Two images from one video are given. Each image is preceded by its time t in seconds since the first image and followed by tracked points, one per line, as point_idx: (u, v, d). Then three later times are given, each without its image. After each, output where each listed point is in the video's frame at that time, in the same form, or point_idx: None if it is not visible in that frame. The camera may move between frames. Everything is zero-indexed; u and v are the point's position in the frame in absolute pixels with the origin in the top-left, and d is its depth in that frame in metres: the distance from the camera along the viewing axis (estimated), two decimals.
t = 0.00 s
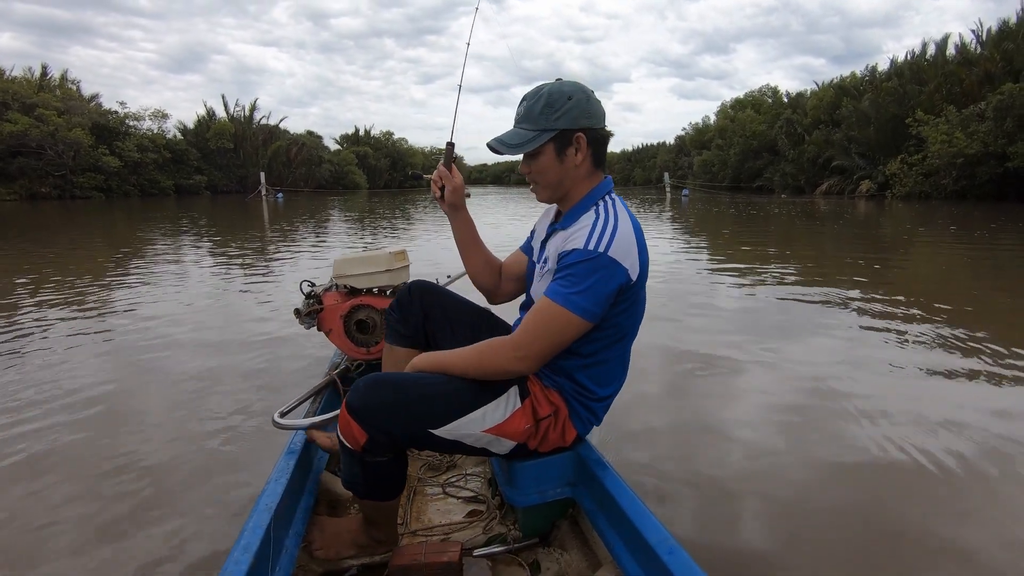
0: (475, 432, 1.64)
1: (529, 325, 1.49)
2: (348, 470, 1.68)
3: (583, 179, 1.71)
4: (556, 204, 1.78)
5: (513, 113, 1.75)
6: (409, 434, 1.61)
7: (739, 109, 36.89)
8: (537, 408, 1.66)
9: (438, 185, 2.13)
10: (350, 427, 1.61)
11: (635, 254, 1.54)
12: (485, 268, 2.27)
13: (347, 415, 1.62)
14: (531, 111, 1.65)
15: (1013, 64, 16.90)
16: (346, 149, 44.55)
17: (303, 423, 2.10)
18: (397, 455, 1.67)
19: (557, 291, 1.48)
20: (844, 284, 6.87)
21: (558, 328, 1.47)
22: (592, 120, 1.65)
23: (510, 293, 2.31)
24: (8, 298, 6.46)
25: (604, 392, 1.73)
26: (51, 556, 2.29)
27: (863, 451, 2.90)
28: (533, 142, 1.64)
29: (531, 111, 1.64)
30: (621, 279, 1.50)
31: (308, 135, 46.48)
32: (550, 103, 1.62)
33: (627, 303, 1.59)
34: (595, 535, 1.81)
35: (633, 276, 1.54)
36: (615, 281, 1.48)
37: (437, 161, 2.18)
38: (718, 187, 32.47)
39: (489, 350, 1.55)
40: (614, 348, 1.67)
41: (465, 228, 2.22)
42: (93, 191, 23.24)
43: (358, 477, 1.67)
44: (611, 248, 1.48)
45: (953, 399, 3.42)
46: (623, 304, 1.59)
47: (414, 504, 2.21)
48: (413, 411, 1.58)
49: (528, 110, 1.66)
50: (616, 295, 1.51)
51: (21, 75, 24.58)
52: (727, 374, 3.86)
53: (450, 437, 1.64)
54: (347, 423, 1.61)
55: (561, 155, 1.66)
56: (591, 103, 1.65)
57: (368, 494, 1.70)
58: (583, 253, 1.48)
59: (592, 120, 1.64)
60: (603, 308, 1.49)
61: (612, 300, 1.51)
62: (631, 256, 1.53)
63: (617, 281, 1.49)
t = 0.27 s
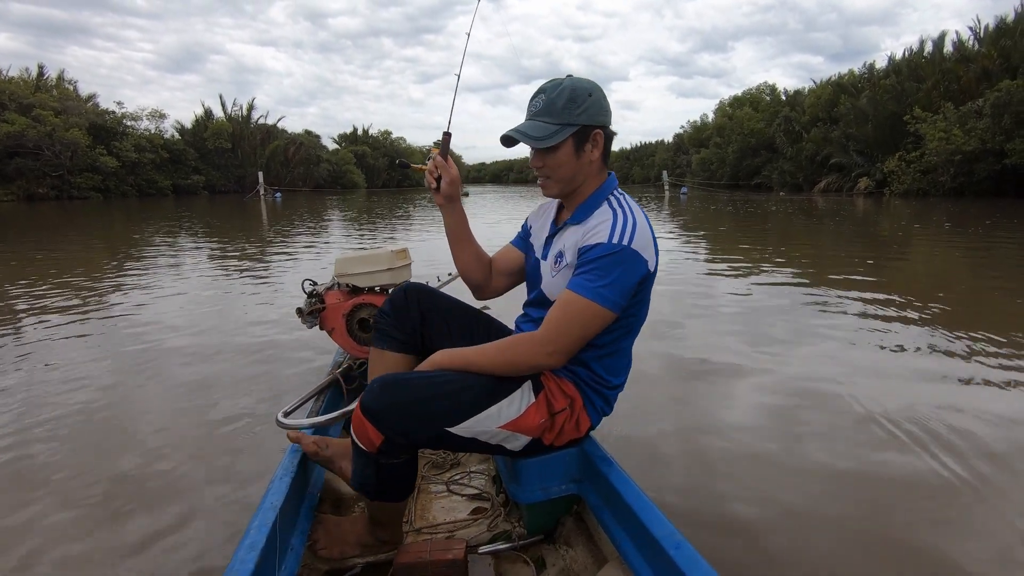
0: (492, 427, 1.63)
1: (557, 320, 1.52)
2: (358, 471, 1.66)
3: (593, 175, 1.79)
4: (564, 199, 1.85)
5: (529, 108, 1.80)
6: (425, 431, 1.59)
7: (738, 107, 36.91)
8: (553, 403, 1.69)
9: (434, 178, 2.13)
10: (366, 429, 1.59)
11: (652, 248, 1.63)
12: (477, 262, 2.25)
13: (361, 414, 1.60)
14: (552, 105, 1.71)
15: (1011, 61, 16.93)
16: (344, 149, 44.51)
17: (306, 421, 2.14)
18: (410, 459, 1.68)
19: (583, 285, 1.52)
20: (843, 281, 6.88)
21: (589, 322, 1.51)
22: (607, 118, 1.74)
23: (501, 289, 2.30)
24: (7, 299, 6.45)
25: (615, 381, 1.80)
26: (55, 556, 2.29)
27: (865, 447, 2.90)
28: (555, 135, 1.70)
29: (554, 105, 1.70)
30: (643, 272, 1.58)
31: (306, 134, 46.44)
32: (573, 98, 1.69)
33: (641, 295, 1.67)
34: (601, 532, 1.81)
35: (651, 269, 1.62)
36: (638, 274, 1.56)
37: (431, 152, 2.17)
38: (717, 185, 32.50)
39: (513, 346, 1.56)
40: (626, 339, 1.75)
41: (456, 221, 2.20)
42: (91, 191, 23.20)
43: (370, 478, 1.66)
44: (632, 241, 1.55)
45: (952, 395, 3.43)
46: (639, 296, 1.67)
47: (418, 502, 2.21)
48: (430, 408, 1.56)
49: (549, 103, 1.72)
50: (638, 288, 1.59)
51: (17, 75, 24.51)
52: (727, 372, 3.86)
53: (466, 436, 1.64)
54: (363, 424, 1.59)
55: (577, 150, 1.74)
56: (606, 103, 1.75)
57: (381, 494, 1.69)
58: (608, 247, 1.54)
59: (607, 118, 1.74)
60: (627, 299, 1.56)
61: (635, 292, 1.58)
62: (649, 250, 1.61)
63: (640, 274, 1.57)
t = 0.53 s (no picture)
0: (499, 422, 1.63)
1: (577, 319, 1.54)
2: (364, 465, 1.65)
3: (595, 176, 1.82)
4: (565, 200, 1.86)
5: (534, 107, 1.79)
6: (432, 426, 1.58)
7: (736, 107, 36.94)
8: (559, 400, 1.70)
9: (430, 174, 2.12)
10: (374, 423, 1.58)
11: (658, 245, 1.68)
12: (469, 263, 2.24)
13: (369, 407, 1.59)
14: (560, 105, 1.71)
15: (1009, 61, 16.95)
16: (343, 148, 44.46)
17: (306, 421, 2.24)
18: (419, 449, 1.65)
19: (601, 283, 1.54)
20: (843, 280, 6.88)
21: (608, 321, 1.53)
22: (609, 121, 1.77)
23: (491, 290, 2.29)
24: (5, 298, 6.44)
25: (621, 377, 1.82)
26: (54, 556, 2.29)
27: (864, 441, 2.90)
28: (564, 135, 1.71)
29: (562, 105, 1.71)
30: (653, 268, 1.62)
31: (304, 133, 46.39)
32: (581, 100, 1.71)
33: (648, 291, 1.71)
34: (601, 530, 1.82)
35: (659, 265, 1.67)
36: (650, 270, 1.61)
37: (428, 150, 2.15)
38: (716, 184, 32.50)
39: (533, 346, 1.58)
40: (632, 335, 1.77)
41: (450, 220, 2.19)
42: (89, 190, 23.14)
43: (378, 473, 1.64)
44: (643, 238, 1.59)
45: (951, 389, 3.44)
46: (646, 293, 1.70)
47: (418, 501, 2.21)
48: (438, 403, 1.56)
49: (557, 104, 1.72)
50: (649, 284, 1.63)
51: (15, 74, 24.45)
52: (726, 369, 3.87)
53: (473, 431, 1.62)
54: (370, 417, 1.58)
55: (583, 151, 1.76)
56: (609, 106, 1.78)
57: (389, 487, 1.67)
58: (622, 245, 1.57)
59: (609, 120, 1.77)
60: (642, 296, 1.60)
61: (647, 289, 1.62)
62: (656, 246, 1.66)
63: (651, 271, 1.61)
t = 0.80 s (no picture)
0: (498, 403, 1.63)
1: (628, 321, 1.58)
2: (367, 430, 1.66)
3: (592, 175, 1.83)
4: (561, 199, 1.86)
5: (529, 107, 1.79)
6: (436, 396, 1.59)
7: (735, 106, 36.98)
8: (563, 391, 1.69)
9: (425, 177, 2.05)
10: (378, 384, 1.59)
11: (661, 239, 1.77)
12: (467, 266, 2.20)
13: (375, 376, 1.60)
14: (559, 104, 1.72)
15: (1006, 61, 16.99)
16: (342, 147, 44.44)
17: (306, 421, 2.28)
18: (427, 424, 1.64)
19: (637, 284, 1.59)
20: (841, 280, 6.89)
21: (653, 317, 1.58)
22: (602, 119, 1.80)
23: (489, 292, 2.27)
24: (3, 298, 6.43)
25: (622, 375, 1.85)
26: (52, 556, 2.28)
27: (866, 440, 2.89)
28: (565, 134, 1.72)
29: (561, 105, 1.72)
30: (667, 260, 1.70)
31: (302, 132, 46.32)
32: (579, 99, 1.72)
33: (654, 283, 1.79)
34: (599, 530, 1.82)
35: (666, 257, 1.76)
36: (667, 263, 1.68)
37: (423, 151, 2.10)
38: (714, 184, 32.52)
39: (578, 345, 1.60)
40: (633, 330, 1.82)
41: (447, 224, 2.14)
42: (87, 189, 23.10)
43: (382, 446, 1.64)
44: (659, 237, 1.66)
45: (950, 388, 3.45)
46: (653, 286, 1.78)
47: (417, 500, 2.22)
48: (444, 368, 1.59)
49: (555, 103, 1.73)
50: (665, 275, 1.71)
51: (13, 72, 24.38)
52: (725, 367, 3.88)
53: (477, 408, 1.62)
54: (375, 379, 1.59)
55: (581, 150, 1.77)
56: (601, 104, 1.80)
57: (393, 461, 1.65)
58: (646, 244, 1.62)
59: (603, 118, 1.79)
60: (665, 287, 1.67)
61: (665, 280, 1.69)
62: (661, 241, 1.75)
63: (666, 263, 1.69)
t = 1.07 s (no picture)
0: (515, 382, 1.61)
1: (667, 309, 1.66)
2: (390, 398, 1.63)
3: (587, 171, 1.85)
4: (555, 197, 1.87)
5: (523, 105, 1.80)
6: (457, 369, 1.57)
7: (735, 105, 36.97)
8: (574, 379, 1.69)
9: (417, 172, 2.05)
10: (401, 354, 1.56)
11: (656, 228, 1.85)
12: (458, 263, 2.19)
13: (397, 347, 1.58)
14: (555, 102, 1.73)
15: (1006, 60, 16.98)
16: (342, 146, 44.41)
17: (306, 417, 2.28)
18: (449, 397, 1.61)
19: (661, 270, 1.67)
20: (841, 279, 6.90)
21: (687, 296, 1.67)
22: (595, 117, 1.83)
23: (479, 290, 2.26)
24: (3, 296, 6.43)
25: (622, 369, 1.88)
26: (51, 554, 2.29)
27: (864, 440, 2.90)
28: (563, 131, 1.73)
29: (557, 103, 1.73)
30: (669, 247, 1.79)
31: (302, 131, 46.27)
32: (574, 97, 1.74)
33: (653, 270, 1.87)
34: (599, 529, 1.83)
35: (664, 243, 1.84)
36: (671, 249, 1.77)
37: (415, 147, 2.09)
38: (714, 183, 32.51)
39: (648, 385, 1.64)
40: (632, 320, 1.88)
41: (438, 221, 2.13)
42: (86, 187, 23.09)
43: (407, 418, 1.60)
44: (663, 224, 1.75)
45: (949, 389, 3.45)
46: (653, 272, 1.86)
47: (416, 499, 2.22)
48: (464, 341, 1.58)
49: (551, 101, 1.74)
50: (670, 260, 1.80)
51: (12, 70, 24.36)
52: (725, 367, 3.88)
53: (494, 386, 1.60)
54: (397, 349, 1.56)
55: (577, 147, 1.79)
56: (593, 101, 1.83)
57: (422, 434, 1.61)
58: (658, 231, 1.70)
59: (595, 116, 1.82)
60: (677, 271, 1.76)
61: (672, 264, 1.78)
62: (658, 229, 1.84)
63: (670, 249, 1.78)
